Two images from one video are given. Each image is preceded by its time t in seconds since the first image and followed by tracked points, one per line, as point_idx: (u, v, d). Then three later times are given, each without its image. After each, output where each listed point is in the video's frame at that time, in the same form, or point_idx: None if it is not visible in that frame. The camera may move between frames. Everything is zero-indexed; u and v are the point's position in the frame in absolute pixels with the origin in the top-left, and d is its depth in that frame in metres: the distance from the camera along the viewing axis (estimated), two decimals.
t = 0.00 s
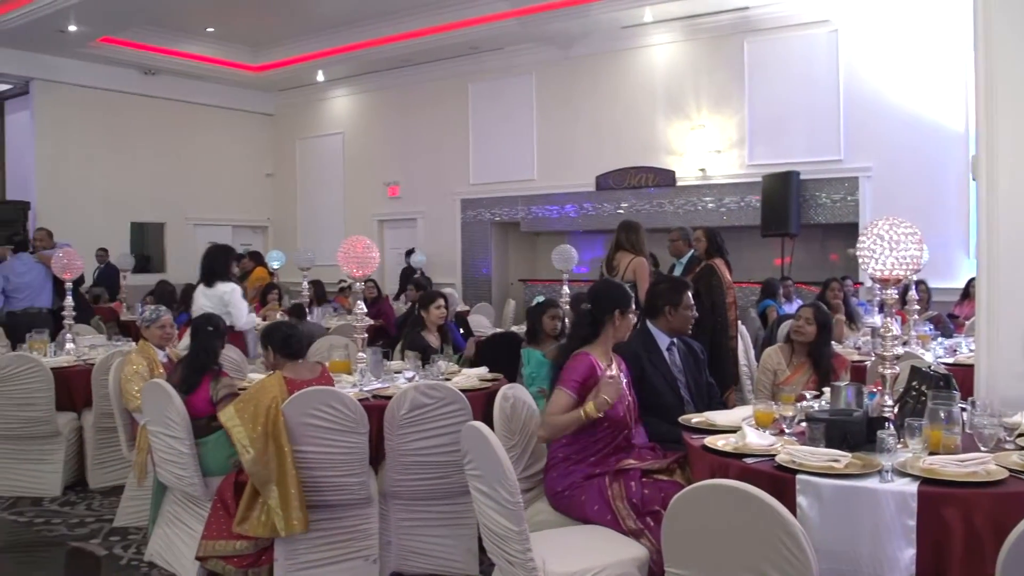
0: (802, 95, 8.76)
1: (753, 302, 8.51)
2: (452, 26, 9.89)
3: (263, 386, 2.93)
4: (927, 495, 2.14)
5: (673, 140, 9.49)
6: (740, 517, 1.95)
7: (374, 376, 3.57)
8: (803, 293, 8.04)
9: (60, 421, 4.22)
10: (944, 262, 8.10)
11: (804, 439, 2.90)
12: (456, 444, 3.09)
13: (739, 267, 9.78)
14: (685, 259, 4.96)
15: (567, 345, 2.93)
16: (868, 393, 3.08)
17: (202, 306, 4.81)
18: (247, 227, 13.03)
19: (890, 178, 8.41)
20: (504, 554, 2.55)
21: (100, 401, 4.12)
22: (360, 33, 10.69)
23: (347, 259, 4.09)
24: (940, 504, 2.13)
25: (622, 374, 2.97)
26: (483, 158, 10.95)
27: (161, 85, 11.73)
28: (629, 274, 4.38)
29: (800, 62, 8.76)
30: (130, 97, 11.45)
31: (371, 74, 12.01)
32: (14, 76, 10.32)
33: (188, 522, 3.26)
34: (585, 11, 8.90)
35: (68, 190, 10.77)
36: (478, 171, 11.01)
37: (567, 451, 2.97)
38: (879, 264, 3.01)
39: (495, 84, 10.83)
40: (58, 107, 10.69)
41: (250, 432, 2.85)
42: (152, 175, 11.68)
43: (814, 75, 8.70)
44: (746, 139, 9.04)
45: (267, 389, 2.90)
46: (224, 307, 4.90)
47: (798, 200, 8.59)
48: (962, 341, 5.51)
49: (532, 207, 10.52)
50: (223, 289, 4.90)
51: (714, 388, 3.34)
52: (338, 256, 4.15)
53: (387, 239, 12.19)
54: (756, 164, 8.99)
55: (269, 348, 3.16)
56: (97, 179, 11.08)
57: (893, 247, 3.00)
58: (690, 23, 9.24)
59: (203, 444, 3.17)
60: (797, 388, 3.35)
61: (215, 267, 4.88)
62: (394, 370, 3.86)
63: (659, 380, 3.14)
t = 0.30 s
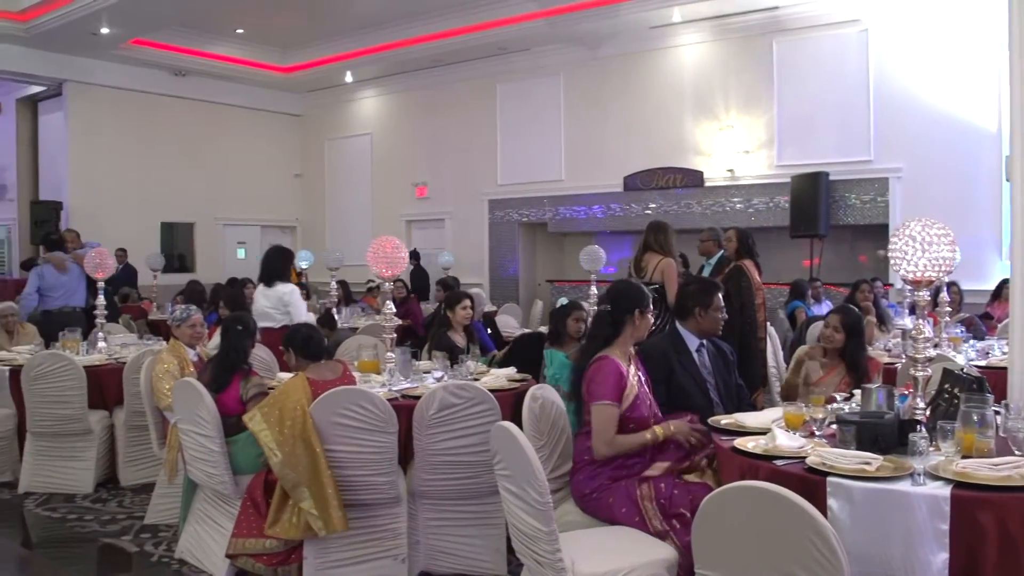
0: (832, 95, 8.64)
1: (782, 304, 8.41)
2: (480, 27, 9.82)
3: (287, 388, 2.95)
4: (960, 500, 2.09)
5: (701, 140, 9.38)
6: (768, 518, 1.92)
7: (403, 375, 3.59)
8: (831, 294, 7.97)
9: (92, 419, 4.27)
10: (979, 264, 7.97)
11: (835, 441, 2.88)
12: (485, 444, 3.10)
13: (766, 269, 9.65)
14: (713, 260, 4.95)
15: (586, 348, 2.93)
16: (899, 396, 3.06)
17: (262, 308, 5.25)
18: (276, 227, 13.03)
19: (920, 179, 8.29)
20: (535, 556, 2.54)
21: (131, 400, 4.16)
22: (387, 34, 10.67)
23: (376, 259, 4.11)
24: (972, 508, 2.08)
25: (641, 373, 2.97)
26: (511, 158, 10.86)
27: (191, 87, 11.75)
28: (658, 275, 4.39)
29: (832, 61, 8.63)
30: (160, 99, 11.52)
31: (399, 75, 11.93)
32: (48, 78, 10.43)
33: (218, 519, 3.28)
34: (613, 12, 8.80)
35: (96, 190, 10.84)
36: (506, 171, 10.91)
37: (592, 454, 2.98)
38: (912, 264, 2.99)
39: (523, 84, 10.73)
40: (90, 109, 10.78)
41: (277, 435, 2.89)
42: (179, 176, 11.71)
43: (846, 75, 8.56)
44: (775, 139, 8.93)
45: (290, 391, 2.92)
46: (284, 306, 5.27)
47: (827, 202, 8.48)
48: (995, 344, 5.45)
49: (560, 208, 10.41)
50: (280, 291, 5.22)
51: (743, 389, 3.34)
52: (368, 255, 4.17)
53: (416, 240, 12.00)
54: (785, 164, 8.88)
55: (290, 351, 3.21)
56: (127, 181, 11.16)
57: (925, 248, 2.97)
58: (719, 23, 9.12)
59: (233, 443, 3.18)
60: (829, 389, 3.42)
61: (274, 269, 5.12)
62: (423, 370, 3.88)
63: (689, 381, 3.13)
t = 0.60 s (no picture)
0: (864, 93, 8.48)
1: (811, 305, 8.32)
2: (509, 27, 9.77)
3: (315, 386, 2.99)
4: (995, 503, 2.06)
5: (730, 141, 9.24)
6: (795, 516, 1.89)
7: (431, 375, 3.62)
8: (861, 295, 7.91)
9: (124, 416, 4.32)
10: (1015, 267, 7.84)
11: (866, 444, 2.85)
12: (514, 444, 3.11)
13: (793, 270, 9.53)
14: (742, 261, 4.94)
15: (605, 349, 2.92)
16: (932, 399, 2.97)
17: (317, 303, 5.50)
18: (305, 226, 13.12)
19: (954, 179, 8.11)
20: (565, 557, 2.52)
21: (162, 397, 4.21)
22: (416, 35, 10.65)
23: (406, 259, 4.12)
24: (1010, 513, 2.04)
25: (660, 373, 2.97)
26: (539, 158, 10.77)
27: (221, 88, 11.81)
28: (687, 276, 4.38)
29: (861, 61, 8.46)
30: (191, 99, 11.55)
31: (427, 76, 11.91)
32: (81, 80, 10.48)
33: (248, 517, 3.31)
34: (642, 13, 8.70)
35: (128, 190, 10.89)
36: (535, 172, 10.81)
37: (618, 455, 2.98)
38: (945, 267, 2.96)
39: (550, 85, 10.64)
40: (123, 109, 10.83)
41: (304, 431, 2.92)
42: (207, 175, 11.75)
43: (878, 74, 8.40)
44: (805, 140, 8.77)
45: (319, 389, 2.96)
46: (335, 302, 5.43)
47: (857, 205, 8.36)
48: None
49: (588, 209, 10.31)
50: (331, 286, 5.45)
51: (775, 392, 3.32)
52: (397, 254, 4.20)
53: (443, 239, 12.06)
54: (815, 165, 8.72)
55: (322, 348, 3.19)
56: (158, 181, 11.19)
57: (958, 250, 2.94)
58: (748, 23, 9.00)
59: (263, 442, 3.20)
60: (861, 391, 3.42)
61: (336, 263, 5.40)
62: (452, 371, 3.90)
63: (719, 383, 3.11)
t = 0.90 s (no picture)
0: (893, 93, 8.38)
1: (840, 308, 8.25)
2: (537, 28, 9.75)
3: (346, 381, 3.02)
4: None
5: (758, 141, 9.17)
6: (826, 520, 1.85)
7: (459, 376, 3.64)
8: (891, 298, 7.85)
9: (154, 415, 4.37)
10: None
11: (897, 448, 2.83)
12: (543, 445, 3.11)
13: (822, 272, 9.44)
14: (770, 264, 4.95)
15: (634, 350, 2.92)
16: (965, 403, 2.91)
17: (376, 302, 5.37)
18: (331, 227, 13.19)
19: (987, 180, 7.97)
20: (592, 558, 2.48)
21: (192, 397, 4.25)
22: (444, 36, 10.65)
23: (434, 260, 4.14)
24: None
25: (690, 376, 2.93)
26: (566, 159, 10.74)
27: (248, 89, 11.89)
28: (714, 278, 4.37)
29: (891, 61, 8.37)
30: (218, 101, 11.62)
31: (454, 77, 11.91)
32: (112, 82, 10.57)
33: (277, 516, 3.34)
34: (669, 13, 8.66)
35: (157, 191, 10.96)
36: (561, 173, 10.78)
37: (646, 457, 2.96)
38: (977, 269, 2.93)
39: (576, 85, 10.61)
40: (152, 111, 10.91)
41: (330, 423, 2.95)
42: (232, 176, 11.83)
43: (907, 74, 8.31)
44: (833, 141, 8.69)
45: (349, 383, 2.99)
46: (395, 301, 5.37)
47: (886, 205, 8.27)
48: None
49: (615, 210, 10.27)
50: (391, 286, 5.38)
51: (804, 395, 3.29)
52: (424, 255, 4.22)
53: (469, 240, 12.05)
54: (843, 166, 8.64)
55: (363, 344, 3.21)
56: (185, 182, 11.27)
57: (991, 252, 2.91)
58: (777, 23, 8.93)
59: (292, 441, 3.21)
60: (891, 394, 3.42)
61: (392, 263, 5.30)
62: (479, 371, 3.93)
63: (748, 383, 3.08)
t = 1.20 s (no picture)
0: (923, 98, 8.30)
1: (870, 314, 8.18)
2: (565, 33, 9.73)
3: (379, 380, 3.06)
4: None
5: (787, 147, 9.12)
6: (861, 529, 1.80)
7: (488, 381, 3.69)
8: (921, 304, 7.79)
9: (184, 417, 4.42)
10: None
11: (930, 456, 2.76)
12: (571, 451, 3.11)
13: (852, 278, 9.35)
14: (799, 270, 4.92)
15: (670, 357, 2.87)
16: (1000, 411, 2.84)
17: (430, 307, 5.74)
18: (359, 232, 13.26)
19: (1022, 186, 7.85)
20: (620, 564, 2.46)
21: (221, 400, 4.31)
22: (472, 42, 10.67)
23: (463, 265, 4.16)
24: None
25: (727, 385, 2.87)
26: (593, 164, 10.72)
27: (278, 94, 11.98)
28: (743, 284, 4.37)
29: (922, 65, 8.28)
30: (248, 106, 11.72)
31: (481, 83, 11.92)
32: (144, 88, 10.67)
33: (305, 519, 3.36)
34: (697, 17, 8.64)
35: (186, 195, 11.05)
36: (589, 178, 10.76)
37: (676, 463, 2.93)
38: (1015, 277, 2.88)
39: (604, 91, 10.60)
40: (183, 117, 11.01)
41: (361, 419, 2.98)
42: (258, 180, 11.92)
43: (937, 78, 8.22)
44: (863, 146, 8.63)
45: (381, 382, 3.03)
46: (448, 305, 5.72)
47: (916, 210, 8.19)
48: None
49: (642, 215, 10.25)
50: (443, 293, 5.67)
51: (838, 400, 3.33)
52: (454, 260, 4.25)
53: (497, 245, 12.05)
54: (873, 171, 8.57)
55: (399, 347, 3.28)
56: (214, 187, 11.36)
57: None
58: (807, 28, 8.87)
59: (321, 444, 3.24)
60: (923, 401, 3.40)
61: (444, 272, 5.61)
62: (508, 377, 3.97)
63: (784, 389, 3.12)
